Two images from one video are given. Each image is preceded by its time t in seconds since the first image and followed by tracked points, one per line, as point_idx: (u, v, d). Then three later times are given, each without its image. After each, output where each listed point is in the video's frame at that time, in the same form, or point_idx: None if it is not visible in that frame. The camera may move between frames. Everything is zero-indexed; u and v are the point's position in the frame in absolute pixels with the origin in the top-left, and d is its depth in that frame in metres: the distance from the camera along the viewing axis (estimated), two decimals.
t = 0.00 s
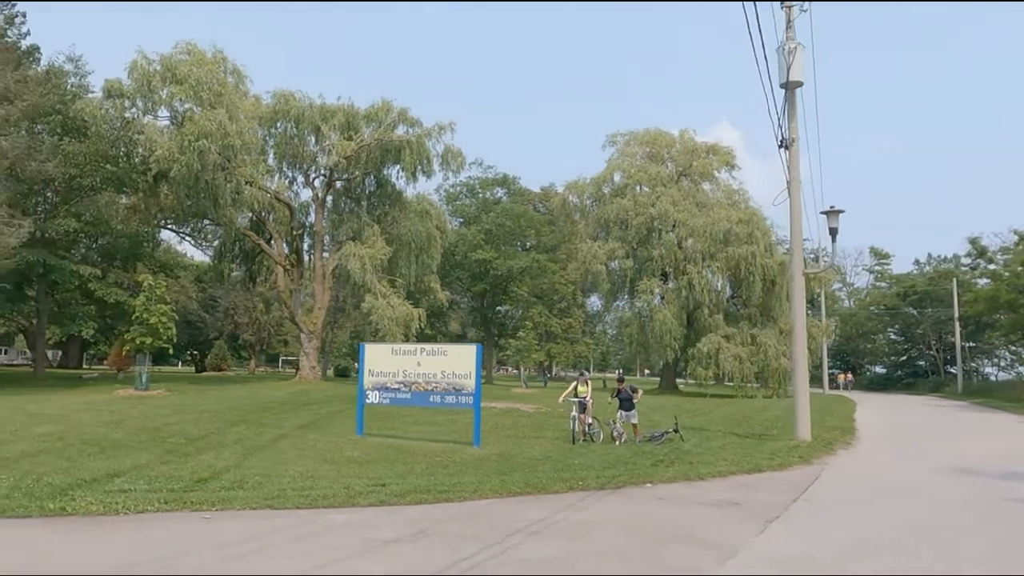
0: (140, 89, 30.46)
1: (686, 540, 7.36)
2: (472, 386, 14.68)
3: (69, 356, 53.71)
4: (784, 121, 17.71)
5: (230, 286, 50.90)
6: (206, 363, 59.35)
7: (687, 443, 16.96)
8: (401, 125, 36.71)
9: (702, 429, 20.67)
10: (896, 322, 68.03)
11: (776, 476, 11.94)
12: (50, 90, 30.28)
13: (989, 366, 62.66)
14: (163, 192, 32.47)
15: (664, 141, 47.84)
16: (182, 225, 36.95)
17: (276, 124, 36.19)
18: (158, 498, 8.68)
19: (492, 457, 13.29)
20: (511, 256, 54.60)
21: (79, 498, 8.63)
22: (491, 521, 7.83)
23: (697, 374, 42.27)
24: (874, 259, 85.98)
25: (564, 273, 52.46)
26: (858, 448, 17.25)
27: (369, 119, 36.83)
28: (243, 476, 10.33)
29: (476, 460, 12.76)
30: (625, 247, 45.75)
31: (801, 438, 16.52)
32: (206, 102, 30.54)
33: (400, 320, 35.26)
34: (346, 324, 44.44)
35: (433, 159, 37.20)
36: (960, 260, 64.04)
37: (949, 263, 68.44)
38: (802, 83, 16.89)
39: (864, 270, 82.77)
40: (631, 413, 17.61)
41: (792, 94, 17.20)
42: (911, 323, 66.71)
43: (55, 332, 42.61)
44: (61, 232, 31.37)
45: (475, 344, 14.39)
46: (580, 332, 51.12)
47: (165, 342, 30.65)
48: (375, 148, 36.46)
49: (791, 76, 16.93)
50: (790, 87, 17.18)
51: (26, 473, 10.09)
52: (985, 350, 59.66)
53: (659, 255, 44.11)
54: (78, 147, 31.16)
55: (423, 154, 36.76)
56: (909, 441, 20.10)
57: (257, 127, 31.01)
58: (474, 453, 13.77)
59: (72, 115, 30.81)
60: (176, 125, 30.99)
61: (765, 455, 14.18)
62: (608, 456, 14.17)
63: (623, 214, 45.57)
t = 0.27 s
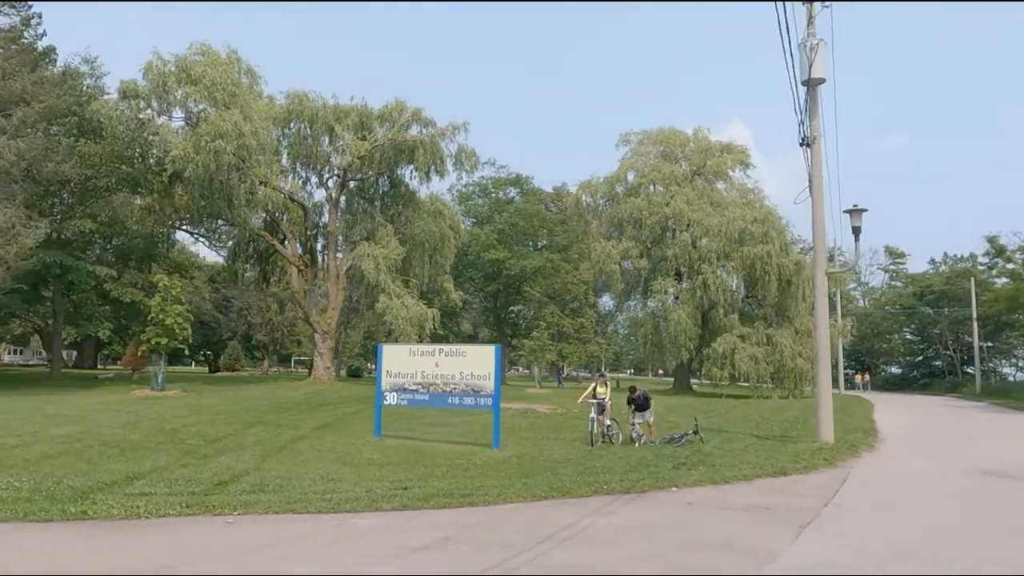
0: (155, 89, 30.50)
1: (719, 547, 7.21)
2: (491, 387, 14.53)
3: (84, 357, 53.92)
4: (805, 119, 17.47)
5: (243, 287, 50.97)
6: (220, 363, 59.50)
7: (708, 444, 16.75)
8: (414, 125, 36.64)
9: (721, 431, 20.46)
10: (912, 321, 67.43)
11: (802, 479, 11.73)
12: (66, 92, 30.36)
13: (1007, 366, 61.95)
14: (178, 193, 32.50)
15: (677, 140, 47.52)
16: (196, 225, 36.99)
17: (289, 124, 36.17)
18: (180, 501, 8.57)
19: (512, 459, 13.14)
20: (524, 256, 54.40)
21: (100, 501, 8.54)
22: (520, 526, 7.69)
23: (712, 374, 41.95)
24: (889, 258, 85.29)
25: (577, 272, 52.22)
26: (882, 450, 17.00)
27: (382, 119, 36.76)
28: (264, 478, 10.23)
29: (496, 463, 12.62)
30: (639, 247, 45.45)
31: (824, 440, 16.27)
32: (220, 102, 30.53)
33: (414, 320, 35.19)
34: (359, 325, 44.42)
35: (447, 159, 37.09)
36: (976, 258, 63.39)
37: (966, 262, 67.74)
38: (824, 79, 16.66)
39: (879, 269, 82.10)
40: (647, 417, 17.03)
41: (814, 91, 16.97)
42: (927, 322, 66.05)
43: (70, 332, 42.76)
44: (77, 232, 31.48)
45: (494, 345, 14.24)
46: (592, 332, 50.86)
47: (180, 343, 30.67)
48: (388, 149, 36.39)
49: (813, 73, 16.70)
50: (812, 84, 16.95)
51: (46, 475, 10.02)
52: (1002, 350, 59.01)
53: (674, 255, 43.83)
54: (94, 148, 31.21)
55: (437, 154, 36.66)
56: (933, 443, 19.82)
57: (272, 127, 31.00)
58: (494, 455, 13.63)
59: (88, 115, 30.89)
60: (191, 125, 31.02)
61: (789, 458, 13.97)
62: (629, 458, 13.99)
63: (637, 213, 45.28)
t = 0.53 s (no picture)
0: (167, 89, 30.50)
1: (749, 551, 7.02)
2: (507, 386, 14.36)
3: (96, 356, 54.04)
4: (824, 115, 17.22)
5: (255, 287, 50.99)
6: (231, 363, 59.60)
7: (727, 445, 16.51)
8: (426, 125, 36.53)
9: (738, 431, 20.23)
10: (926, 321, 66.83)
11: (825, 481, 11.52)
12: (79, 92, 30.42)
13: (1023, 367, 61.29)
14: (190, 193, 32.47)
15: (689, 139, 47.21)
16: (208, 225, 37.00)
17: (301, 124, 36.11)
18: (197, 502, 8.44)
19: (529, 459, 12.97)
20: (535, 256, 54.20)
21: (116, 501, 8.42)
22: (543, 528, 7.51)
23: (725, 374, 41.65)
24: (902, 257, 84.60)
25: (589, 272, 51.98)
26: (903, 451, 16.73)
27: (393, 118, 36.65)
28: (281, 479, 10.09)
29: (513, 463, 12.46)
30: (651, 246, 45.16)
31: (845, 440, 16.01)
32: (232, 102, 30.48)
33: (426, 320, 35.09)
34: (370, 325, 44.36)
35: (458, 158, 36.95)
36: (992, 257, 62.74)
37: (981, 261, 67.05)
38: (844, 74, 16.42)
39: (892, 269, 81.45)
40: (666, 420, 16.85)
41: (833, 87, 16.73)
42: (942, 322, 65.43)
43: (82, 332, 42.89)
44: (90, 232, 31.55)
45: (510, 343, 14.08)
46: (603, 332, 50.65)
47: (193, 342, 30.64)
48: (400, 148, 36.29)
49: (832, 68, 16.46)
50: (831, 79, 16.71)
51: (61, 475, 9.92)
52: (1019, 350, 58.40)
53: (686, 254, 43.54)
54: (107, 148, 31.26)
55: (448, 153, 36.55)
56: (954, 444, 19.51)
57: (284, 127, 30.95)
58: (511, 455, 13.47)
59: (101, 115, 30.96)
60: (203, 125, 31.01)
61: (811, 459, 13.74)
62: (648, 459, 13.81)
63: (649, 213, 45.01)
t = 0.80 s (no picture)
0: (179, 89, 30.43)
1: (784, 559, 6.78)
2: (525, 387, 14.16)
3: (108, 357, 54.13)
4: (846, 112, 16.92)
5: (266, 287, 50.95)
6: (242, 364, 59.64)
7: (747, 447, 16.24)
8: (437, 124, 36.36)
9: (756, 432, 19.95)
10: (941, 321, 66.18)
11: (852, 484, 11.25)
12: (92, 92, 30.40)
13: None
14: (202, 193, 32.42)
15: (701, 138, 46.85)
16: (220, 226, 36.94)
17: (312, 124, 36.00)
18: (214, 506, 8.27)
19: (547, 461, 12.75)
20: (546, 255, 53.93)
21: (133, 505, 8.26)
22: (570, 534, 7.29)
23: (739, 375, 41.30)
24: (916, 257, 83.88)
25: (600, 272, 51.70)
26: (928, 453, 16.41)
27: (405, 118, 36.47)
28: (298, 482, 9.91)
29: (532, 465, 12.25)
30: (664, 246, 44.79)
31: (869, 443, 15.71)
32: (244, 102, 30.39)
33: (438, 320, 34.92)
34: (382, 325, 44.23)
35: (470, 157, 36.77)
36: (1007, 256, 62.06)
37: (997, 260, 66.33)
38: (866, 70, 16.12)
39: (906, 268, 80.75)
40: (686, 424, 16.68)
41: (855, 82, 16.43)
42: (956, 322, 64.81)
43: (94, 332, 42.93)
44: (103, 232, 31.54)
45: (528, 344, 13.87)
46: (614, 332, 50.37)
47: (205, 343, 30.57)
48: (411, 148, 36.13)
49: (854, 63, 16.17)
50: (852, 75, 16.41)
51: (76, 477, 9.78)
52: None
53: (699, 254, 43.20)
54: (119, 148, 31.22)
55: (459, 153, 36.38)
56: (977, 446, 19.16)
57: (295, 127, 30.84)
58: (528, 457, 13.25)
59: (113, 115, 30.93)
60: (215, 125, 30.93)
61: (836, 461, 13.46)
62: (668, 461, 13.57)
63: (661, 212, 44.70)
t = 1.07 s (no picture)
0: (191, 89, 30.36)
1: (823, 565, 6.56)
2: (543, 388, 13.97)
3: (119, 357, 54.25)
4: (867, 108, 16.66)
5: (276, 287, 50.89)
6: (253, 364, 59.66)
7: (767, 448, 15.99)
8: (449, 123, 36.20)
9: (774, 434, 19.69)
10: (955, 321, 65.59)
11: (880, 487, 11.00)
12: (104, 92, 30.35)
13: None
14: (214, 193, 32.35)
15: (712, 137, 46.53)
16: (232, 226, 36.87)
17: (323, 124, 35.90)
18: (234, 510, 8.10)
19: (567, 464, 12.55)
20: (557, 255, 53.68)
21: (151, 508, 8.09)
22: (600, 540, 7.08)
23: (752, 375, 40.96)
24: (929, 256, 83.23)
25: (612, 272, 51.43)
26: (952, 455, 16.12)
27: (416, 117, 36.31)
28: (317, 485, 9.74)
29: (552, 468, 12.05)
30: (675, 246, 44.43)
31: (892, 445, 15.44)
32: (255, 101, 30.31)
33: (450, 320, 34.78)
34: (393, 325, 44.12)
35: (481, 156, 36.61)
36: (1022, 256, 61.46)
37: (1012, 260, 65.69)
38: (888, 66, 15.85)
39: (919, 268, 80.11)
40: (705, 425, 16.48)
41: (877, 78, 16.15)
42: (971, 322, 64.24)
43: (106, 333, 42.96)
44: (116, 232, 31.55)
45: (546, 344, 13.67)
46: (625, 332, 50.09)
47: (218, 343, 30.50)
48: (422, 147, 35.98)
49: (876, 59, 15.89)
50: (874, 70, 16.14)
51: (93, 480, 9.64)
52: None
53: (712, 253, 42.87)
54: (132, 148, 31.16)
55: (471, 152, 36.23)
56: (1000, 447, 18.85)
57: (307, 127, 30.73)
58: (547, 460, 13.05)
59: (126, 115, 30.90)
60: (226, 125, 30.85)
61: (860, 464, 13.20)
62: (689, 463, 13.34)
63: (673, 212, 44.38)
